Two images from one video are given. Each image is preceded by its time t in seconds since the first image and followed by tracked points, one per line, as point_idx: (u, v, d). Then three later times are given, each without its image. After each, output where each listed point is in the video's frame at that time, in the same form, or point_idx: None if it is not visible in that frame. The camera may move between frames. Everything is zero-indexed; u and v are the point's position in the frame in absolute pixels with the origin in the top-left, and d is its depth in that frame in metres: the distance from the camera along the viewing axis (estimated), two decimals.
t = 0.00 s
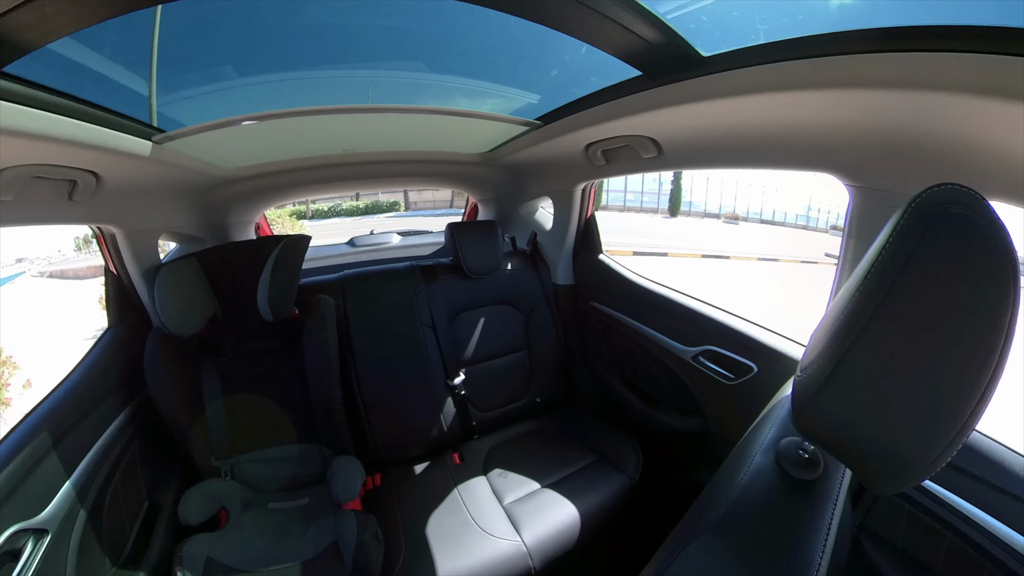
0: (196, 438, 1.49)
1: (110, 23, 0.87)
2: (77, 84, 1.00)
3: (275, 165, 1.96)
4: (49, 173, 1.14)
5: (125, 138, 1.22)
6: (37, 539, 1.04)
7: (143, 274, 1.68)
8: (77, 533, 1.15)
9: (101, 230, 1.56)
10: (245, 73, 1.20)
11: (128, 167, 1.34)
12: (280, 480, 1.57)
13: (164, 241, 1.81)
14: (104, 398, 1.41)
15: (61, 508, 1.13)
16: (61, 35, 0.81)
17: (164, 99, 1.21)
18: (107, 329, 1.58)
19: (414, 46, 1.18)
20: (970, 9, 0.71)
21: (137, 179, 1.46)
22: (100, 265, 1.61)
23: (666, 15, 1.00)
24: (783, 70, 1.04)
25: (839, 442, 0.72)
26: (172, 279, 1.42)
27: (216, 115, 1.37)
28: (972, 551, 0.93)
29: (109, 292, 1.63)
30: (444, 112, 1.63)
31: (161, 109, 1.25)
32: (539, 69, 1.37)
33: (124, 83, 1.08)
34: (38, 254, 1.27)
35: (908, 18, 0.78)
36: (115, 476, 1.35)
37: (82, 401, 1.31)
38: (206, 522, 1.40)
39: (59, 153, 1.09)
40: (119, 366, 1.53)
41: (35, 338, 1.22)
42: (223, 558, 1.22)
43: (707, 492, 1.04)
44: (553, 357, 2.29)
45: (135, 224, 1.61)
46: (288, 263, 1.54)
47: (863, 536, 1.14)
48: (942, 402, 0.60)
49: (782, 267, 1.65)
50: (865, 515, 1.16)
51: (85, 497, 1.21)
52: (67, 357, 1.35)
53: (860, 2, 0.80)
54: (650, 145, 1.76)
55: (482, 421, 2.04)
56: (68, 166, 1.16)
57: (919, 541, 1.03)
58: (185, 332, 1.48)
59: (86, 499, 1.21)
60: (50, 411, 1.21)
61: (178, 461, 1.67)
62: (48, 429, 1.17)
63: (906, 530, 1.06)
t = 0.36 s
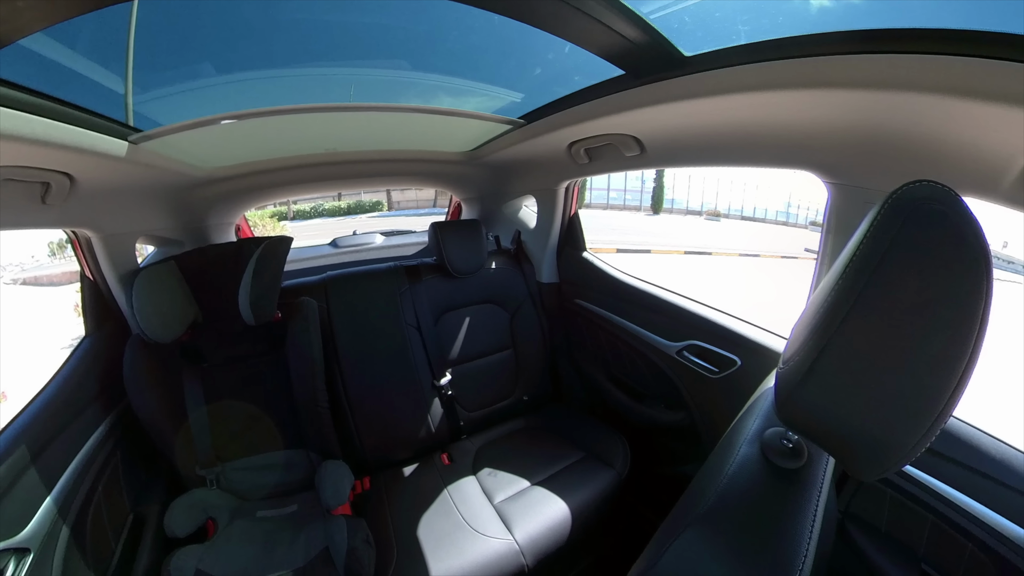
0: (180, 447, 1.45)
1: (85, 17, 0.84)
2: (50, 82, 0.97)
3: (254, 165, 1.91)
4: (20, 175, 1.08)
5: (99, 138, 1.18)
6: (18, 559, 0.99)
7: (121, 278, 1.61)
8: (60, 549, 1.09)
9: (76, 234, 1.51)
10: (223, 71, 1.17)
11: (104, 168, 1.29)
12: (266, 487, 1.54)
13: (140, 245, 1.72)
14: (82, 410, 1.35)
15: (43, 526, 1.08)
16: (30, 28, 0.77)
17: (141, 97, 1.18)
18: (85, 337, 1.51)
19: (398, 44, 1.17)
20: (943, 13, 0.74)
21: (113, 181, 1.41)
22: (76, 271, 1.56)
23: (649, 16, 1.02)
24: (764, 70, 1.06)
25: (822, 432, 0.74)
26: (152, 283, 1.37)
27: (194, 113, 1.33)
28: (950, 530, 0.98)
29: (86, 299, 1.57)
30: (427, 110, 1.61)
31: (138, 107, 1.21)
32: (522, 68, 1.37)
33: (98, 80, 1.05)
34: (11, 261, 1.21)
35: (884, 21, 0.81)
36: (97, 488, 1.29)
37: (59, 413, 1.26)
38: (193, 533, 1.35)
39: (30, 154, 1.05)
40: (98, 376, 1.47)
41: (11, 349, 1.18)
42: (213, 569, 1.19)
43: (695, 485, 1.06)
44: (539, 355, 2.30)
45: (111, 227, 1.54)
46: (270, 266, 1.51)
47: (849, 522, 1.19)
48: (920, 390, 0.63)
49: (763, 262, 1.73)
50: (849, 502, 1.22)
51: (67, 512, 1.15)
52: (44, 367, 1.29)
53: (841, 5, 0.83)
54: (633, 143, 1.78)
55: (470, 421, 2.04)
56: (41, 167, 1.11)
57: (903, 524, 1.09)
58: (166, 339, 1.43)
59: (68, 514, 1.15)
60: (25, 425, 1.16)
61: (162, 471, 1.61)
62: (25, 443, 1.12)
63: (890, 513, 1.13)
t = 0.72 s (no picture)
0: (162, 459, 1.39)
1: (56, 12, 0.83)
2: (19, 80, 0.93)
3: (230, 165, 1.86)
4: None
5: (68, 137, 1.13)
6: None
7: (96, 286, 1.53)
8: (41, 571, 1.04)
9: (47, 240, 1.42)
10: (199, 68, 1.13)
11: (73, 169, 1.24)
12: (252, 497, 1.47)
13: (116, 249, 1.65)
14: (58, 423, 1.29)
15: (23, 546, 1.02)
16: None
17: (114, 96, 1.14)
18: (58, 349, 1.44)
19: (378, 41, 1.15)
20: (918, 16, 0.77)
21: (83, 183, 1.35)
22: (47, 279, 1.47)
23: (631, 16, 1.03)
24: (744, 70, 1.09)
25: (805, 420, 0.77)
26: (127, 288, 1.30)
27: (170, 113, 1.29)
28: (933, 511, 1.05)
29: (58, 309, 1.49)
30: (408, 109, 1.59)
31: (110, 106, 1.17)
32: (503, 68, 1.37)
33: (69, 78, 1.01)
34: None
35: (861, 24, 0.83)
36: (79, 504, 1.23)
37: (35, 428, 1.20)
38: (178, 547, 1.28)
39: None
40: (74, 388, 1.39)
41: None
42: None
43: (682, 476, 1.07)
44: (523, 353, 2.30)
45: (83, 231, 1.46)
46: (249, 268, 1.46)
47: (832, 507, 1.23)
48: (899, 377, 0.66)
49: (742, 257, 1.76)
50: (832, 487, 1.26)
51: (47, 532, 1.09)
52: (15, 379, 1.24)
53: (819, 8, 0.85)
54: (613, 141, 1.80)
55: (456, 421, 2.03)
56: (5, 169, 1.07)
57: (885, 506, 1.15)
58: (142, 348, 1.37)
59: (49, 535, 1.09)
60: None
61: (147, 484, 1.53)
62: None
63: (872, 498, 1.18)
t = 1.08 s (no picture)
0: (144, 471, 1.34)
1: (26, 6, 0.80)
2: None
3: (208, 165, 1.79)
4: None
5: (40, 138, 1.09)
6: None
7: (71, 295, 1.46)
8: None
9: (15, 246, 1.37)
10: (174, 65, 1.10)
11: (45, 171, 1.19)
12: (239, 506, 1.46)
13: (90, 256, 1.56)
14: (36, 437, 1.23)
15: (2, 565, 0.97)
16: None
17: (85, 93, 1.10)
18: (31, 360, 1.37)
19: (359, 39, 1.14)
20: (894, 19, 0.80)
21: (54, 187, 1.29)
22: (17, 287, 1.41)
23: (612, 15, 1.04)
24: (723, 69, 1.12)
25: (786, 411, 0.79)
26: (102, 295, 1.26)
27: (144, 111, 1.25)
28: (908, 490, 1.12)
29: (29, 318, 1.42)
30: (389, 107, 1.57)
31: (81, 105, 1.13)
32: (485, 66, 1.37)
33: (38, 75, 0.98)
34: None
35: (841, 27, 0.87)
36: (58, 522, 1.17)
37: (11, 443, 1.14)
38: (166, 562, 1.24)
39: None
40: (51, 401, 1.33)
41: None
42: None
43: (669, 469, 1.10)
44: (508, 352, 2.31)
45: (54, 237, 1.39)
46: (229, 272, 1.42)
47: (818, 493, 1.30)
48: (877, 366, 0.68)
49: (723, 252, 1.83)
50: (815, 475, 1.33)
51: (27, 553, 1.04)
52: None
53: (798, 11, 0.88)
54: (595, 139, 1.82)
55: (443, 422, 2.02)
56: None
57: (864, 490, 1.22)
58: (121, 356, 1.32)
59: (29, 556, 1.04)
60: None
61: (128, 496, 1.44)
62: None
63: (853, 484, 1.24)
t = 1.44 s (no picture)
0: (126, 483, 1.28)
1: None
2: None
3: (184, 165, 1.72)
4: None
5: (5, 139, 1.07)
6: None
7: (42, 302, 1.39)
8: None
9: None
10: (146, 62, 1.07)
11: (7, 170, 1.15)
12: (225, 517, 1.38)
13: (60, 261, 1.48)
14: (10, 454, 1.16)
15: None
16: None
17: (55, 93, 1.08)
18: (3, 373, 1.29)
19: (337, 36, 1.11)
20: (868, 20, 0.84)
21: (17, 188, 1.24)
22: None
23: (594, 14, 1.06)
24: (703, 69, 1.15)
25: (768, 400, 0.82)
26: (76, 303, 1.21)
27: (117, 112, 1.22)
28: (888, 473, 1.19)
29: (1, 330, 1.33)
30: (369, 106, 1.54)
31: (50, 104, 1.11)
32: (466, 64, 1.36)
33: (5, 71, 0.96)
34: None
35: (817, 28, 0.90)
36: (39, 542, 1.10)
37: None
38: None
39: None
40: (24, 413, 1.26)
41: None
42: None
43: (657, 461, 1.12)
44: (493, 351, 2.31)
45: (21, 241, 1.33)
46: (206, 276, 1.38)
47: (801, 479, 1.35)
48: (854, 357, 0.71)
49: (704, 248, 1.92)
50: (798, 461, 1.38)
51: None
52: None
53: (777, 13, 0.91)
54: (576, 138, 1.84)
55: (429, 423, 2.01)
56: None
57: (845, 475, 1.28)
58: (97, 366, 1.26)
59: None
60: None
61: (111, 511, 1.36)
62: None
63: (836, 470, 1.30)
